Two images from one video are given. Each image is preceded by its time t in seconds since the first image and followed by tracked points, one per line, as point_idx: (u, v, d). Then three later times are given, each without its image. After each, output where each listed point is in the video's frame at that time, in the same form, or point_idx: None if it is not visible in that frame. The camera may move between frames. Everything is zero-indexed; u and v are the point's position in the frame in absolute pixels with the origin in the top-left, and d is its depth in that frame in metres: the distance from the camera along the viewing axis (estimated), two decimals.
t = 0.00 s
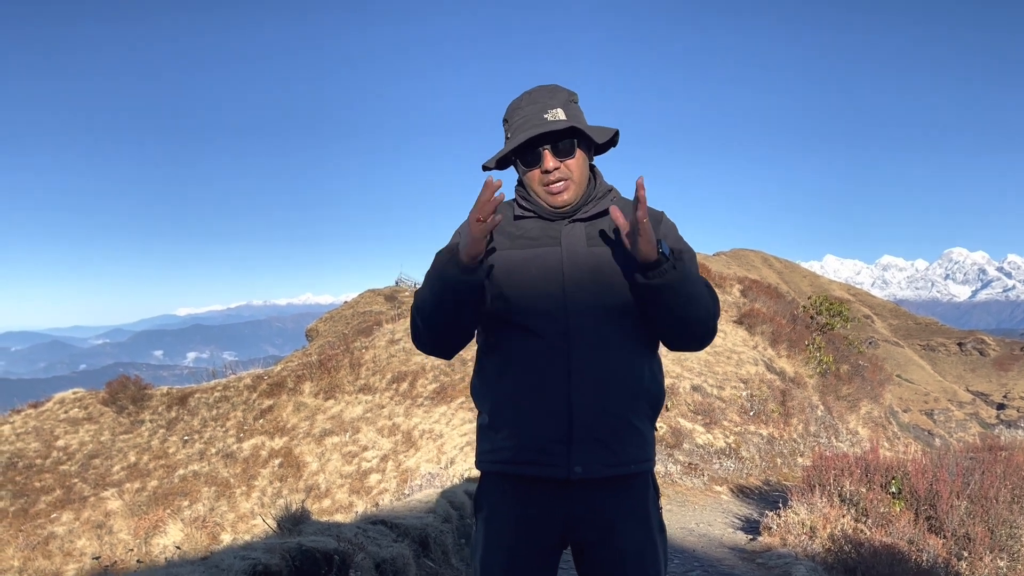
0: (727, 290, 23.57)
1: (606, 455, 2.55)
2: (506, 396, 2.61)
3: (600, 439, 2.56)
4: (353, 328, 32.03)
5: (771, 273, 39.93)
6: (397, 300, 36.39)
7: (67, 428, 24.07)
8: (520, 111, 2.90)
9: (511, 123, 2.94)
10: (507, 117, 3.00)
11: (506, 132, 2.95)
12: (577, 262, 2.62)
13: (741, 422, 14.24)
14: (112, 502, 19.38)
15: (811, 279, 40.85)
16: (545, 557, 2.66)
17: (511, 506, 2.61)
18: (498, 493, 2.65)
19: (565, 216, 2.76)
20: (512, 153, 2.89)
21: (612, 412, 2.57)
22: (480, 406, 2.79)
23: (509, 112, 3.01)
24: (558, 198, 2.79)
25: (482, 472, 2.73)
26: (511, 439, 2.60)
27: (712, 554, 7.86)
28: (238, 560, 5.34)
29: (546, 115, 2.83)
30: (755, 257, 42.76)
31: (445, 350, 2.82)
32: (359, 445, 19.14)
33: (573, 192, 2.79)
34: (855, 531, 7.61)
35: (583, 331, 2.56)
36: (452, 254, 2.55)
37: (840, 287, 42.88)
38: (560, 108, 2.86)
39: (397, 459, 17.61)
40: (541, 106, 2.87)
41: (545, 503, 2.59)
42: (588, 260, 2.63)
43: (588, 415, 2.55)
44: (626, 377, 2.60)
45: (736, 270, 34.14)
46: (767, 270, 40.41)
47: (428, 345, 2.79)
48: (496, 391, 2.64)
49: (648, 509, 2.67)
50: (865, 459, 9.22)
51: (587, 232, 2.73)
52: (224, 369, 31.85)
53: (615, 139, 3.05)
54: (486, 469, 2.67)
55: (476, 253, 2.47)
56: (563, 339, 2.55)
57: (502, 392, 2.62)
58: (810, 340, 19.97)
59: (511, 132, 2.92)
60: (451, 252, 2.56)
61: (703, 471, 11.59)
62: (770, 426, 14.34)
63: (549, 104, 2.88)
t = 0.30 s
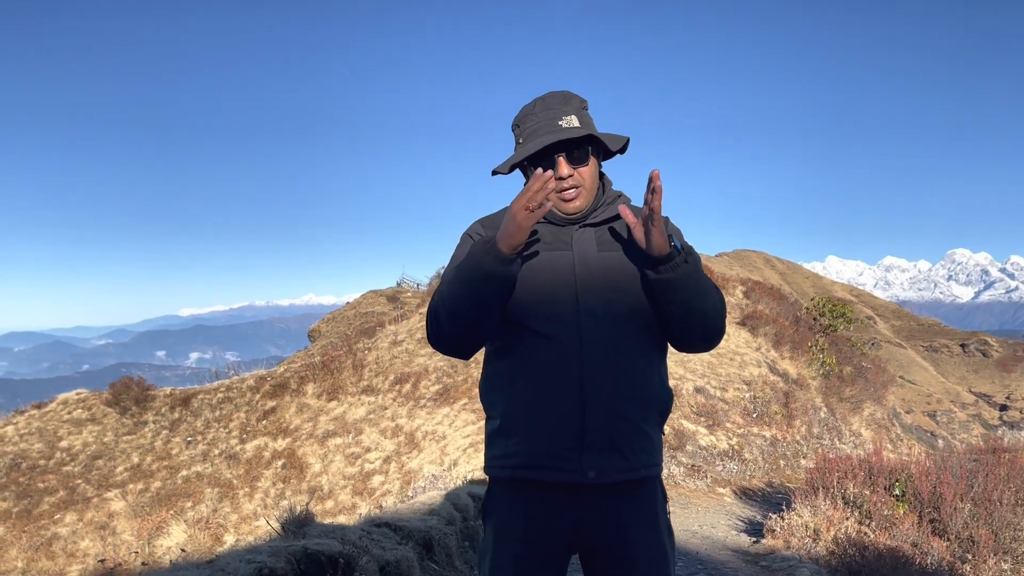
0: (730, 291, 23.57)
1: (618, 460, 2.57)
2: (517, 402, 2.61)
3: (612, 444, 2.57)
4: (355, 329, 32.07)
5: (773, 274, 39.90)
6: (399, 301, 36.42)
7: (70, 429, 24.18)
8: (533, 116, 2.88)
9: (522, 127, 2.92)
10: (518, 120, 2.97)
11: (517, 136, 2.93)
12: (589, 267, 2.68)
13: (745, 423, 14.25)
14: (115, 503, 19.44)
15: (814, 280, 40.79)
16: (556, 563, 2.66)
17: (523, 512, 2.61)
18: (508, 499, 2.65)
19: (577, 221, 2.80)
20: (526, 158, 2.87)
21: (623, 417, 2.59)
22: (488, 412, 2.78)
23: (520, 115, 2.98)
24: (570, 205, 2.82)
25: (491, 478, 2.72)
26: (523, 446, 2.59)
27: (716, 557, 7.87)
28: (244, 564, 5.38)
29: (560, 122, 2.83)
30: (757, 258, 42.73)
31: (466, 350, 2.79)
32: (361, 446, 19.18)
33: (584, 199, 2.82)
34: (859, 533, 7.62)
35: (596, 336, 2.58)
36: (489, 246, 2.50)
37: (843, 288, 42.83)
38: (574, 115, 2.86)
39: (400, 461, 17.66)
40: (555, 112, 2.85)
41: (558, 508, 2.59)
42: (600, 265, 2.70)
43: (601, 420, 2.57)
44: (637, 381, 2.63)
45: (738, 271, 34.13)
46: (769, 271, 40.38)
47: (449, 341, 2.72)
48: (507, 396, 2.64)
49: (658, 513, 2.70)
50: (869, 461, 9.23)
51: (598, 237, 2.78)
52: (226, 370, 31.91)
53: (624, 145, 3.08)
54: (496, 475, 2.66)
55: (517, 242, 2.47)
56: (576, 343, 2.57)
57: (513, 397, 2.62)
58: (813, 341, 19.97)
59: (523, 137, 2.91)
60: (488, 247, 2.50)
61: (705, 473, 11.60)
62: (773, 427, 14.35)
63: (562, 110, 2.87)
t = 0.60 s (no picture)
0: (731, 292, 23.59)
1: (625, 461, 2.59)
2: (526, 405, 2.63)
3: (620, 444, 2.59)
4: (355, 329, 32.12)
5: (774, 275, 39.90)
6: (399, 301, 36.43)
7: (71, 429, 24.25)
8: (546, 110, 2.92)
9: (534, 122, 2.96)
10: (529, 116, 3.01)
11: (528, 131, 2.97)
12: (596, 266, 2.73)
13: (746, 424, 14.27)
14: (116, 503, 19.47)
15: (814, 281, 40.78)
16: (562, 564, 2.67)
17: (530, 513, 2.63)
18: (514, 500, 2.67)
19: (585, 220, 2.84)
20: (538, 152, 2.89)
21: (630, 418, 2.62)
22: (495, 414, 2.80)
23: (532, 110, 3.02)
24: (578, 201, 2.85)
25: (497, 480, 2.74)
26: (531, 448, 2.60)
27: (717, 558, 7.88)
28: (246, 564, 5.41)
29: (573, 116, 2.87)
30: (758, 259, 42.74)
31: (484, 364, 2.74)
32: (362, 447, 19.21)
33: (592, 195, 2.86)
34: (861, 535, 7.63)
35: (607, 342, 2.63)
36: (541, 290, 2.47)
37: (844, 289, 42.82)
38: (585, 112, 2.90)
39: (401, 461, 17.69)
40: (567, 108, 2.89)
41: (565, 510, 2.61)
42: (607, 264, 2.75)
43: (609, 421, 2.59)
44: (644, 382, 2.67)
45: (739, 272, 34.20)
46: (769, 271, 40.38)
47: (476, 359, 2.65)
48: (516, 398, 2.66)
49: (662, 513, 2.73)
50: (870, 462, 9.24)
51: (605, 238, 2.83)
52: (227, 370, 31.93)
53: (632, 147, 3.12)
54: (502, 476, 2.68)
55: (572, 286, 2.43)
56: (588, 349, 2.61)
57: (522, 399, 2.64)
58: (814, 342, 19.99)
59: (533, 131, 2.94)
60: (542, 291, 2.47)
61: (707, 474, 11.61)
62: (774, 429, 14.36)
63: (575, 107, 2.92)
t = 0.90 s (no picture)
0: (730, 292, 23.61)
1: (623, 461, 2.59)
2: (525, 407, 2.63)
3: (619, 445, 2.59)
4: (354, 329, 32.12)
5: (773, 275, 39.93)
6: (399, 301, 36.42)
7: (70, 429, 24.21)
8: (545, 107, 2.92)
9: (533, 119, 2.96)
10: (529, 114, 3.01)
11: (527, 129, 2.97)
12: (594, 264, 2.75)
13: (745, 424, 14.28)
14: (115, 503, 19.43)
15: (813, 282, 40.82)
16: (562, 565, 2.66)
17: (530, 513, 2.62)
18: (514, 501, 2.66)
19: (583, 219, 2.83)
20: (537, 149, 2.89)
21: (629, 419, 2.61)
22: (494, 415, 2.80)
23: (532, 108, 3.02)
24: (576, 197, 2.84)
25: (496, 480, 2.73)
26: (531, 449, 2.60)
27: (716, 558, 7.88)
28: (244, 564, 5.41)
29: (571, 113, 2.87)
30: (757, 259, 42.77)
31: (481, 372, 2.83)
32: (361, 447, 19.20)
33: (590, 191, 2.85)
34: (860, 535, 7.63)
35: (603, 346, 2.63)
36: (533, 326, 2.52)
37: (843, 290, 42.86)
38: (584, 109, 2.90)
39: (400, 461, 17.69)
40: (566, 105, 2.89)
41: (564, 511, 2.61)
42: (605, 263, 2.76)
43: (608, 422, 2.59)
44: (643, 384, 2.67)
45: (738, 272, 34.22)
46: (769, 272, 40.41)
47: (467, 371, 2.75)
48: (515, 399, 2.66)
49: (663, 514, 2.72)
50: (869, 463, 9.23)
51: (604, 239, 2.83)
52: (225, 370, 31.88)
53: (633, 145, 3.11)
54: (501, 477, 2.68)
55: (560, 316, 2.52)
56: (583, 353, 2.62)
57: (521, 401, 2.64)
58: (813, 343, 20.01)
59: (533, 128, 2.94)
60: (532, 325, 2.52)
61: (706, 474, 11.62)
62: (773, 429, 14.36)
63: (574, 104, 2.91)
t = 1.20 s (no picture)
0: (727, 292, 23.62)
1: (616, 462, 2.56)
2: (517, 407, 2.63)
3: (612, 445, 2.57)
4: (352, 329, 32.07)
5: (770, 275, 40.00)
6: (396, 301, 36.37)
7: (67, 429, 24.10)
8: (542, 109, 2.88)
9: (530, 121, 2.92)
10: (527, 115, 2.97)
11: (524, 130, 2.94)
12: (587, 267, 2.75)
13: (742, 424, 14.27)
14: (111, 503, 19.33)
15: (810, 281, 40.93)
16: (555, 565, 2.64)
17: (524, 513, 2.60)
18: (508, 501, 2.64)
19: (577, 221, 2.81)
20: (533, 153, 2.87)
21: (623, 420, 2.59)
22: (488, 415, 2.78)
23: (530, 108, 2.98)
24: (570, 202, 2.82)
25: (490, 480, 2.71)
26: (523, 448, 2.58)
27: (713, 558, 7.87)
28: (241, 564, 5.39)
29: (568, 117, 2.83)
30: (754, 259, 42.87)
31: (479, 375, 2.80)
32: (358, 447, 19.14)
33: (585, 197, 2.82)
34: (857, 535, 7.63)
35: (592, 347, 2.62)
36: (544, 333, 2.50)
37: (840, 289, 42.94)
38: (582, 113, 2.85)
39: (397, 461, 17.65)
40: (564, 109, 2.84)
41: (557, 511, 2.59)
42: (598, 266, 2.76)
43: (600, 422, 2.57)
44: (637, 385, 2.65)
45: (735, 272, 34.29)
46: (766, 272, 40.47)
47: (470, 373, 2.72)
48: (509, 399, 2.65)
49: (657, 515, 2.70)
50: (866, 462, 9.23)
51: (597, 240, 2.81)
52: (222, 370, 31.80)
53: (632, 148, 3.05)
54: (495, 476, 2.66)
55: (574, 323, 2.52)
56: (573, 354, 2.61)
57: (515, 401, 2.63)
58: (810, 342, 20.05)
59: (530, 130, 2.90)
60: (545, 331, 2.50)
61: (703, 474, 11.62)
62: (770, 429, 14.37)
63: (572, 107, 2.86)
